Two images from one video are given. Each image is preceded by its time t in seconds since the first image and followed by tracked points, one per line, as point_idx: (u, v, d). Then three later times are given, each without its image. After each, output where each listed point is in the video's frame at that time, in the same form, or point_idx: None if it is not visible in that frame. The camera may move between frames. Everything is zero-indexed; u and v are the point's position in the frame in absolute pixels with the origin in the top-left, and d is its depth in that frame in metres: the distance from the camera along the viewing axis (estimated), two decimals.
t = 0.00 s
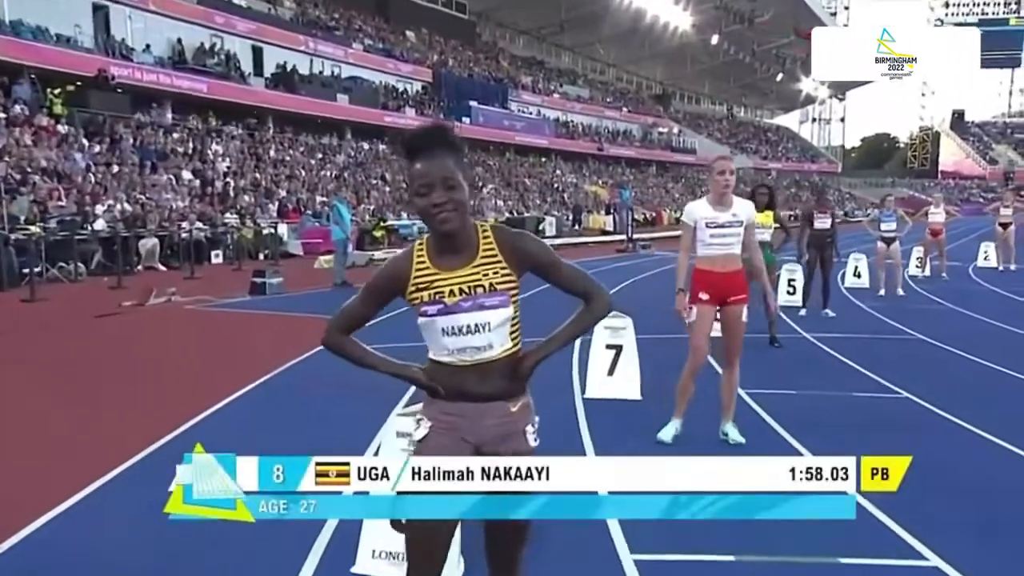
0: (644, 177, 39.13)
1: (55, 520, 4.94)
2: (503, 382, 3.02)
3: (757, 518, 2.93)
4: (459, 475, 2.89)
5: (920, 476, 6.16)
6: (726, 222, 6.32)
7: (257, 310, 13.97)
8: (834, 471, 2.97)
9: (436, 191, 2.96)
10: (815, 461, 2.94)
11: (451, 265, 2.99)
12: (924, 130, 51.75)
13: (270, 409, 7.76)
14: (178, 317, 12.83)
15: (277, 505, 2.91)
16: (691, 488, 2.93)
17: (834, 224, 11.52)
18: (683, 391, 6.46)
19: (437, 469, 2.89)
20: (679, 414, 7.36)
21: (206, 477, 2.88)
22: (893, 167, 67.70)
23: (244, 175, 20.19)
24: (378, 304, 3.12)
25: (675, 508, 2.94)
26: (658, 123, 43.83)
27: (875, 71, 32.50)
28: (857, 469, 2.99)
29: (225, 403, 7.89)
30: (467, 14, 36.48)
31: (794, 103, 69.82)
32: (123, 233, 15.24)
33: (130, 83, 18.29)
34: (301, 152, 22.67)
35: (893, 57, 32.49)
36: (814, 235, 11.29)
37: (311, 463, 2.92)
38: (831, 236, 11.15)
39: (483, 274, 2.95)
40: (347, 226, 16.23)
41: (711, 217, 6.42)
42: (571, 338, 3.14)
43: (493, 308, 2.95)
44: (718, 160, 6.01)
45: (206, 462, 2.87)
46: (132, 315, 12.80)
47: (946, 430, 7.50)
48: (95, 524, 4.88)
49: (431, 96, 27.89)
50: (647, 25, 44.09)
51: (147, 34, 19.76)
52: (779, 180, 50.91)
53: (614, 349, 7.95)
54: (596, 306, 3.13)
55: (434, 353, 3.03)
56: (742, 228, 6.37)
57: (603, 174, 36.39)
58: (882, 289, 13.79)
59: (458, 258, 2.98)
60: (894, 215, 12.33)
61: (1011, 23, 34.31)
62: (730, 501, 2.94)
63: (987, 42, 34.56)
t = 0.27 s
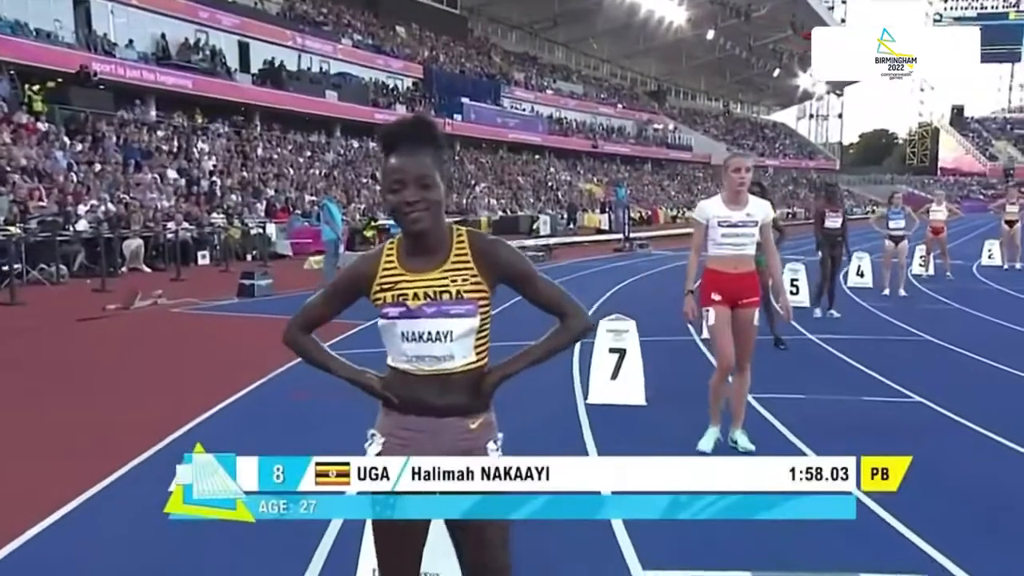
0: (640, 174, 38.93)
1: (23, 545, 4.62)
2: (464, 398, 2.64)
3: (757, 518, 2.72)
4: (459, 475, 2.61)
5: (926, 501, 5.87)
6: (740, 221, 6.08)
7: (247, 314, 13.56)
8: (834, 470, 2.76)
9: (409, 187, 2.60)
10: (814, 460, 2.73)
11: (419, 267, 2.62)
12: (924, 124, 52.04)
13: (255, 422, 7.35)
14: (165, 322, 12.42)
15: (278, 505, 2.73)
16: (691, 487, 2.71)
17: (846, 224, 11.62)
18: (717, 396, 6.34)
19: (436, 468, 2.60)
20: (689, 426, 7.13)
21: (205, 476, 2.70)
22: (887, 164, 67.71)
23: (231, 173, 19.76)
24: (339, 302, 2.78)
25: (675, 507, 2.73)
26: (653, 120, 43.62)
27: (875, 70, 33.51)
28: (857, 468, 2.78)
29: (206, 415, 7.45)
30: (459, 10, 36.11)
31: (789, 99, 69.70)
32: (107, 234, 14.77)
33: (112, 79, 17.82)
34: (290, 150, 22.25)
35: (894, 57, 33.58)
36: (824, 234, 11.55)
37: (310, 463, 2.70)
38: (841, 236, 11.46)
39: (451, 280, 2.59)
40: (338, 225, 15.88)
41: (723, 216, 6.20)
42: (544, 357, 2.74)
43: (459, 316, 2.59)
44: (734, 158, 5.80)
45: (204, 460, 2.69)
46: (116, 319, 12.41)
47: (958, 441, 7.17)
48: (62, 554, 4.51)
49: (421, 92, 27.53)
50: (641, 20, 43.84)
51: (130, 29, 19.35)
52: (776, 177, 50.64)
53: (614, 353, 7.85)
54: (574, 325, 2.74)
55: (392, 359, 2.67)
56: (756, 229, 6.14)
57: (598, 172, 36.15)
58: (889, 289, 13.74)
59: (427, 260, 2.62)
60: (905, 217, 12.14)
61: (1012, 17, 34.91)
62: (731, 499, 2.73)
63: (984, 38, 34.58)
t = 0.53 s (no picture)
0: (642, 172, 38.71)
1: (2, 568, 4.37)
2: (448, 408, 2.52)
3: (758, 518, 2.54)
4: (459, 475, 2.47)
5: (953, 507, 5.51)
6: (750, 221, 5.88)
7: (242, 316, 13.26)
8: (835, 470, 2.58)
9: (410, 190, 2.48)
10: (815, 458, 2.55)
11: (413, 272, 2.49)
12: (928, 119, 51.85)
13: (246, 430, 7.06)
14: (161, 325, 12.13)
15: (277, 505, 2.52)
16: (691, 487, 2.53)
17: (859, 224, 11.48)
18: (707, 398, 6.15)
19: (437, 468, 2.46)
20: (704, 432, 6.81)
21: (205, 476, 2.50)
22: (890, 162, 67.40)
23: (226, 172, 19.44)
24: (327, 300, 2.65)
25: (675, 508, 2.54)
26: (655, 117, 43.33)
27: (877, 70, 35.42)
28: (856, 468, 2.60)
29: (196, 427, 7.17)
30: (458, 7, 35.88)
31: (793, 96, 69.38)
32: (100, 235, 14.48)
33: (103, 76, 17.47)
34: (285, 149, 21.93)
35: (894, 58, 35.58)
36: (836, 232, 11.36)
37: (311, 462, 2.50)
38: (853, 234, 11.23)
39: (442, 290, 2.46)
40: (336, 226, 15.60)
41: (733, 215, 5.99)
42: (534, 376, 2.60)
43: (446, 329, 2.46)
44: (747, 155, 5.58)
45: (204, 460, 2.49)
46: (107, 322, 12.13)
47: (980, 444, 6.82)
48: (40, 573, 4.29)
49: (419, 89, 27.21)
50: (642, 16, 43.56)
51: (121, 26, 19.08)
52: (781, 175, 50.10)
53: (624, 357, 7.48)
54: (569, 347, 2.60)
55: (374, 365, 2.56)
56: (769, 229, 5.90)
57: (600, 170, 35.93)
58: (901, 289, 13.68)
59: (420, 265, 2.49)
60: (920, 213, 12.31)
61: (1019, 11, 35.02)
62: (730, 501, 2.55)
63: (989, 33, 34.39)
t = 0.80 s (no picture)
0: (639, 170, 38.44)
1: None
2: (449, 416, 2.46)
3: (758, 518, 2.57)
4: (459, 475, 2.44)
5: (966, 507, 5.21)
6: (742, 218, 5.68)
7: (232, 318, 12.95)
8: (834, 470, 2.61)
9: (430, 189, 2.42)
10: (814, 459, 2.58)
11: (424, 275, 2.41)
12: (928, 117, 51.62)
13: (245, 432, 6.78)
14: (153, 328, 11.82)
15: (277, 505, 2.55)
16: (691, 486, 2.57)
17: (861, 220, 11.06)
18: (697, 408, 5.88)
19: (437, 468, 2.43)
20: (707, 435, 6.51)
21: (205, 476, 2.51)
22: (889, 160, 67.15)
23: (215, 171, 19.05)
24: (328, 299, 2.55)
25: (675, 507, 2.58)
26: (653, 114, 42.98)
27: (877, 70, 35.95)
28: (856, 467, 2.65)
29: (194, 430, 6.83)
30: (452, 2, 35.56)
31: (792, 91, 69.01)
32: (86, 234, 14.08)
33: (88, 72, 17.06)
34: (275, 147, 21.57)
35: (894, 58, 36.24)
36: (837, 231, 11.01)
37: (311, 461, 2.51)
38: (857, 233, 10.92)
39: (453, 294, 2.38)
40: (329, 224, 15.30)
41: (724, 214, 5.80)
42: (543, 388, 2.54)
43: (454, 335, 2.38)
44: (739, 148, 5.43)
45: (204, 459, 2.50)
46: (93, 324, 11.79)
47: (994, 446, 6.43)
48: None
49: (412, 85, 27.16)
50: (639, 10, 43.21)
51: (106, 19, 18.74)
52: (780, 173, 49.74)
53: (628, 361, 7.10)
54: (575, 360, 2.55)
55: (374, 368, 2.47)
56: (762, 227, 5.70)
57: (596, 167, 35.65)
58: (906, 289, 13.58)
59: (430, 269, 2.41)
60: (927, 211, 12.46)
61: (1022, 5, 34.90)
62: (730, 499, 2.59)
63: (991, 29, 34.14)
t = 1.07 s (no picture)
0: (620, 168, 38.32)
1: None
2: (454, 420, 2.36)
3: (759, 519, 2.42)
4: (459, 475, 2.31)
5: (958, 507, 5.01)
6: (713, 217, 5.53)
7: (207, 318, 12.57)
8: (834, 470, 2.48)
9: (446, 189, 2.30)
10: (815, 458, 2.45)
11: (430, 280, 2.29)
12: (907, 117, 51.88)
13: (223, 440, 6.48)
14: (124, 329, 11.42)
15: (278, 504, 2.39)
16: (691, 486, 2.42)
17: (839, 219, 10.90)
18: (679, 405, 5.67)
19: (437, 468, 2.30)
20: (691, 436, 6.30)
21: (205, 475, 2.38)
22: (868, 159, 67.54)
23: (186, 168, 18.54)
24: (324, 299, 2.40)
25: (674, 508, 2.42)
26: (633, 111, 42.87)
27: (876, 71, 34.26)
28: (857, 468, 2.51)
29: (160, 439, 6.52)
30: None
31: (773, 89, 69.21)
32: (54, 232, 13.62)
33: (54, 65, 16.51)
34: (250, 143, 21.18)
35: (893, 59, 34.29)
36: (815, 233, 10.82)
37: (311, 461, 2.37)
38: (834, 233, 10.75)
39: (459, 302, 2.28)
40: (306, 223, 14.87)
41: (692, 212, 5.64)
42: (544, 393, 2.47)
43: (460, 345, 2.28)
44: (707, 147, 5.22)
45: (204, 459, 2.37)
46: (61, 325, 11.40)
47: (984, 446, 6.23)
48: None
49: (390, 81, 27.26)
50: (619, 7, 43.05)
51: (72, 11, 18.23)
52: (759, 171, 50.05)
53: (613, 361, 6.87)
54: (573, 368, 2.50)
55: (374, 376, 2.35)
56: (733, 226, 5.57)
57: (577, 165, 35.43)
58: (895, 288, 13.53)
59: (439, 275, 2.30)
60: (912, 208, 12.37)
61: (1000, 3, 35.11)
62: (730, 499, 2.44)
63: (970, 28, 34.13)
